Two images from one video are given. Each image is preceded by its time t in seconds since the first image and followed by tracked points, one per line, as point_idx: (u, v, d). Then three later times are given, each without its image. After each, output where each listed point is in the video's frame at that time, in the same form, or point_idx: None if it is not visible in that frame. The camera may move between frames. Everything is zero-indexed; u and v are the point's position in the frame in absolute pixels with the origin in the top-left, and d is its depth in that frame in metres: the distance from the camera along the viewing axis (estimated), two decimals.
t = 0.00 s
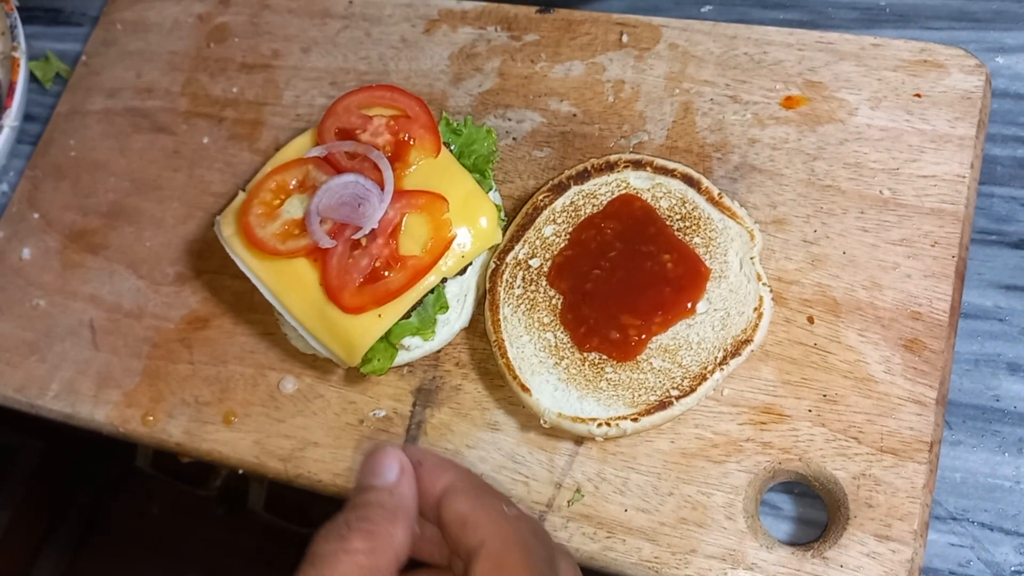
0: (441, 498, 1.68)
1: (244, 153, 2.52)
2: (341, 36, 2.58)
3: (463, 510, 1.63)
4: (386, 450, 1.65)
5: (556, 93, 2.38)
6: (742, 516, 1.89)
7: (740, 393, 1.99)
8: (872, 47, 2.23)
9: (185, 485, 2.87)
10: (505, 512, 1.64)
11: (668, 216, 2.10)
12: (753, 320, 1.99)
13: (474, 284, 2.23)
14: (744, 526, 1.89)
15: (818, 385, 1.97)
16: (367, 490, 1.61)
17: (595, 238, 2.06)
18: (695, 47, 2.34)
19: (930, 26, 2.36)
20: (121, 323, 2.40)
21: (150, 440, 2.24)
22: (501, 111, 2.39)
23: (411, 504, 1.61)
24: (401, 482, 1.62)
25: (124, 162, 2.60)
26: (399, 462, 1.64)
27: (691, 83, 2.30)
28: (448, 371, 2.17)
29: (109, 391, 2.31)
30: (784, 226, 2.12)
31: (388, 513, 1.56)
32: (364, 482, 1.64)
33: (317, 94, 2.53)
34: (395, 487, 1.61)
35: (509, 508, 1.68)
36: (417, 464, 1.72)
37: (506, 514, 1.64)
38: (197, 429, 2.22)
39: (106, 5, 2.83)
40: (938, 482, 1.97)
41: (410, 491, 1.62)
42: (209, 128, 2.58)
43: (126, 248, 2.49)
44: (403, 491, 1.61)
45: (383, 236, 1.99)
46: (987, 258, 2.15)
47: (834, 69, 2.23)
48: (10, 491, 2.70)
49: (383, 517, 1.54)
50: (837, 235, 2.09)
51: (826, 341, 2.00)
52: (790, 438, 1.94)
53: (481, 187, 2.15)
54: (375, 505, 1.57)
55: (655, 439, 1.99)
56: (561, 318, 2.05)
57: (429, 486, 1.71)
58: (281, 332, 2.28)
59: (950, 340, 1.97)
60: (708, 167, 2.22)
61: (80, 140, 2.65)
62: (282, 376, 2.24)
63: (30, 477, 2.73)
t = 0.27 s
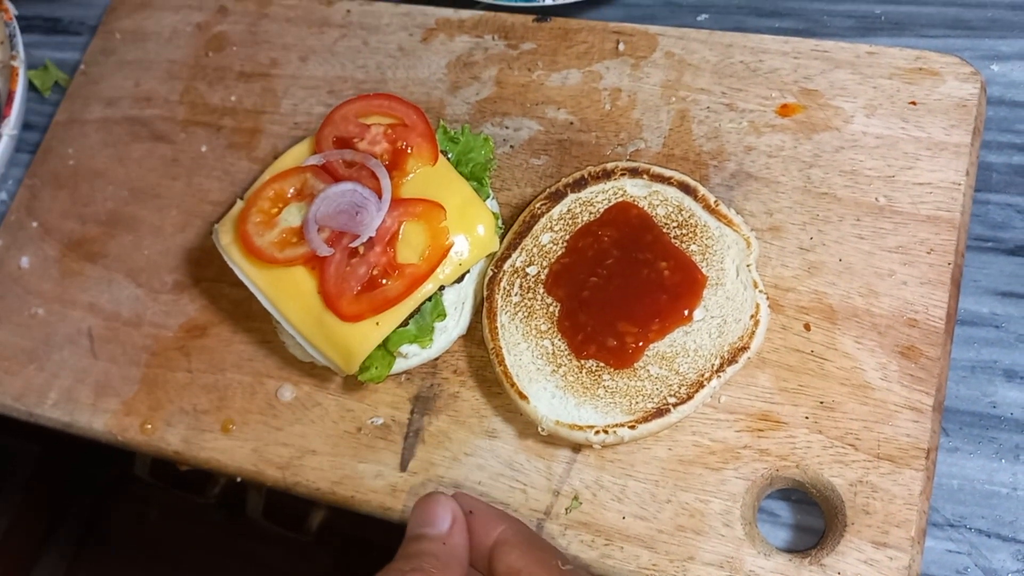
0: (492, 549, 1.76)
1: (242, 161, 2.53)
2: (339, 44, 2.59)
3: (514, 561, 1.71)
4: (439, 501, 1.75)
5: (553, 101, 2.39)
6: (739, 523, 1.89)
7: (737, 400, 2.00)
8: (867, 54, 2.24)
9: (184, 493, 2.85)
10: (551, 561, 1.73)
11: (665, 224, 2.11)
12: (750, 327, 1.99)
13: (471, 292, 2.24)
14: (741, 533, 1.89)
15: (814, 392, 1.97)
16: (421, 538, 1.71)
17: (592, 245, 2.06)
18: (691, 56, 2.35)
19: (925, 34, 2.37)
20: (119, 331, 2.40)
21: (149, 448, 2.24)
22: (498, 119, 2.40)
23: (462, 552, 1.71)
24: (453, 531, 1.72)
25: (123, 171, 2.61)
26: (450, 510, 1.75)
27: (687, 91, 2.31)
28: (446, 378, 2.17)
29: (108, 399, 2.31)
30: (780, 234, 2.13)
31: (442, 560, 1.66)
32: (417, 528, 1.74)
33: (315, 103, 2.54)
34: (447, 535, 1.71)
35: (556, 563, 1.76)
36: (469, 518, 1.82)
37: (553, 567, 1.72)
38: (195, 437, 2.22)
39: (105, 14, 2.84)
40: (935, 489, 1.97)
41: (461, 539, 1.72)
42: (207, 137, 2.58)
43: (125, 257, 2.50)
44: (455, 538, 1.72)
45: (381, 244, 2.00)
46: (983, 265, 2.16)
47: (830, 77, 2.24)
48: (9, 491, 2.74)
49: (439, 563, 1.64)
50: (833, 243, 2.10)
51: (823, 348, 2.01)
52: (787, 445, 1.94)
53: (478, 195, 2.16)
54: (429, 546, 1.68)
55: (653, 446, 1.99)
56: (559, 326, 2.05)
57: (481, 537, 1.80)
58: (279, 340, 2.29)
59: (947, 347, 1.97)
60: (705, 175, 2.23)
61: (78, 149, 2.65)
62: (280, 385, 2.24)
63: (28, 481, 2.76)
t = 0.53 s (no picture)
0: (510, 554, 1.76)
1: (244, 164, 2.53)
2: (341, 47, 2.59)
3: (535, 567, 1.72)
4: (457, 504, 1.75)
5: (555, 104, 2.39)
6: (742, 526, 1.90)
7: (739, 403, 2.00)
8: (868, 57, 2.24)
9: (184, 495, 2.84)
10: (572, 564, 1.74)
11: (666, 227, 2.11)
12: (752, 330, 1.99)
13: (473, 295, 2.24)
14: (744, 537, 1.89)
15: (817, 395, 1.97)
16: (442, 543, 1.71)
17: (594, 249, 2.07)
18: (693, 59, 2.35)
19: (926, 36, 2.37)
20: (121, 334, 2.40)
21: (151, 452, 2.24)
22: (500, 122, 2.40)
23: (482, 556, 1.71)
24: (473, 535, 1.72)
25: (124, 174, 2.61)
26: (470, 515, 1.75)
27: (689, 94, 2.31)
28: (448, 381, 2.17)
29: (110, 403, 2.31)
30: (782, 236, 2.13)
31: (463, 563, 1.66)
32: (437, 531, 1.74)
33: (317, 106, 2.54)
34: (467, 539, 1.71)
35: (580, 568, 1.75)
36: (488, 524, 1.81)
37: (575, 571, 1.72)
38: (197, 441, 2.22)
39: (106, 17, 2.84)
40: (937, 492, 1.97)
41: (482, 542, 1.72)
42: (209, 140, 2.59)
43: (127, 260, 2.50)
44: (475, 541, 1.72)
45: (383, 248, 2.00)
46: (984, 268, 2.16)
47: (831, 79, 2.24)
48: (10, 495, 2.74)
49: (462, 566, 1.64)
50: (835, 245, 2.10)
51: (825, 351, 2.01)
52: (789, 448, 1.94)
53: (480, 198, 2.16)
54: (452, 546, 1.69)
55: (655, 449, 1.99)
56: (561, 329, 2.05)
57: (500, 542, 1.79)
58: (281, 343, 2.29)
59: (949, 349, 1.97)
60: (706, 178, 2.23)
61: (80, 152, 2.66)
62: (282, 388, 2.24)
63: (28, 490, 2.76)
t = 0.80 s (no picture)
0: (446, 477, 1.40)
1: (247, 168, 2.53)
2: (343, 51, 2.59)
3: (483, 473, 1.38)
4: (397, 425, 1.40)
5: (558, 108, 2.38)
6: (747, 530, 1.89)
7: (744, 407, 1.99)
8: (872, 60, 2.24)
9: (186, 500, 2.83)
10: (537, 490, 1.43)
11: (671, 231, 2.11)
12: (757, 334, 1.99)
13: (477, 299, 2.24)
14: (749, 541, 1.89)
15: (822, 399, 1.97)
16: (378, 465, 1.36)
17: (598, 252, 2.06)
18: (696, 62, 2.35)
19: (929, 39, 2.37)
20: (124, 339, 2.40)
21: (153, 456, 2.23)
22: (503, 125, 2.40)
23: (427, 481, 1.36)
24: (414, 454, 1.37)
25: (127, 178, 2.61)
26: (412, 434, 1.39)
27: (692, 98, 2.31)
28: (452, 386, 2.16)
29: (113, 408, 2.31)
30: (786, 240, 2.13)
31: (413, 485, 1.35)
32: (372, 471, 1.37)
33: (319, 110, 2.54)
34: (413, 458, 1.36)
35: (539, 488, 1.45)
36: (429, 438, 1.43)
37: (524, 481, 1.40)
38: (200, 445, 2.21)
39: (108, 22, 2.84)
40: (943, 496, 1.97)
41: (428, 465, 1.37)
42: (211, 143, 2.58)
43: (129, 264, 2.49)
44: (427, 484, 1.36)
45: (387, 252, 2.01)
46: (989, 271, 2.15)
47: (835, 83, 2.24)
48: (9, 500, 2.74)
49: (394, 485, 1.32)
50: (839, 249, 2.09)
51: (830, 354, 2.01)
52: (794, 453, 1.94)
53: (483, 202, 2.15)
54: (379, 491, 1.31)
55: (660, 454, 1.99)
56: (565, 333, 2.05)
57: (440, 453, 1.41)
58: (284, 347, 2.29)
59: (954, 353, 1.97)
60: (710, 182, 2.23)
61: (83, 156, 2.65)
62: (285, 393, 2.23)
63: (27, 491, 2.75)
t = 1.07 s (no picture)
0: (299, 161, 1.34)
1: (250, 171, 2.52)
2: (347, 53, 2.58)
3: (322, 185, 1.30)
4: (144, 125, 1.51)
5: (562, 110, 2.38)
6: (753, 535, 1.88)
7: (750, 411, 1.99)
8: (877, 63, 2.23)
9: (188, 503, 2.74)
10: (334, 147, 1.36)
11: (676, 233, 2.11)
12: (763, 337, 1.98)
13: (481, 302, 2.23)
14: (755, 545, 1.88)
15: (828, 403, 1.96)
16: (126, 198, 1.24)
17: (603, 255, 2.06)
18: (700, 64, 2.34)
19: (934, 42, 2.36)
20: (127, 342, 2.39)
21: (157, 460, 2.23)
22: (507, 128, 2.39)
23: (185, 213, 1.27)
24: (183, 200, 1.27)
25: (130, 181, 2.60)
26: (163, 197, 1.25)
27: (697, 100, 2.31)
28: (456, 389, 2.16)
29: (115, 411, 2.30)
30: (792, 243, 2.12)
31: (166, 184, 1.45)
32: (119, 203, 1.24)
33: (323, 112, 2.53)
34: (160, 156, 1.47)
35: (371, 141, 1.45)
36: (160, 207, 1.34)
37: (353, 139, 1.39)
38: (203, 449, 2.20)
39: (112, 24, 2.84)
40: (949, 500, 1.96)
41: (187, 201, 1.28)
42: (214, 146, 2.57)
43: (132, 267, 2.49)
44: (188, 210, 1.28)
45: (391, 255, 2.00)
46: (995, 274, 2.15)
47: (840, 85, 2.23)
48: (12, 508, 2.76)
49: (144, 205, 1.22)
50: (845, 252, 2.09)
51: (836, 358, 2.00)
52: (800, 456, 1.93)
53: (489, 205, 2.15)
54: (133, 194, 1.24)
55: (666, 458, 1.98)
56: (570, 336, 2.05)
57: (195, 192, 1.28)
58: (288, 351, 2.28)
59: (960, 356, 1.96)
60: (715, 184, 2.22)
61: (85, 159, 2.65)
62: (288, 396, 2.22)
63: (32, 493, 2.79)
